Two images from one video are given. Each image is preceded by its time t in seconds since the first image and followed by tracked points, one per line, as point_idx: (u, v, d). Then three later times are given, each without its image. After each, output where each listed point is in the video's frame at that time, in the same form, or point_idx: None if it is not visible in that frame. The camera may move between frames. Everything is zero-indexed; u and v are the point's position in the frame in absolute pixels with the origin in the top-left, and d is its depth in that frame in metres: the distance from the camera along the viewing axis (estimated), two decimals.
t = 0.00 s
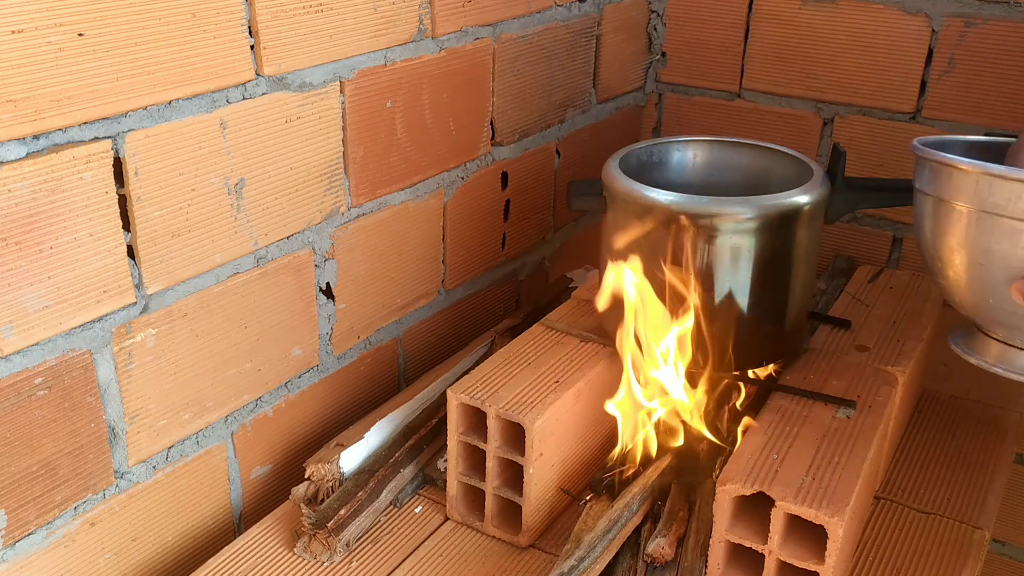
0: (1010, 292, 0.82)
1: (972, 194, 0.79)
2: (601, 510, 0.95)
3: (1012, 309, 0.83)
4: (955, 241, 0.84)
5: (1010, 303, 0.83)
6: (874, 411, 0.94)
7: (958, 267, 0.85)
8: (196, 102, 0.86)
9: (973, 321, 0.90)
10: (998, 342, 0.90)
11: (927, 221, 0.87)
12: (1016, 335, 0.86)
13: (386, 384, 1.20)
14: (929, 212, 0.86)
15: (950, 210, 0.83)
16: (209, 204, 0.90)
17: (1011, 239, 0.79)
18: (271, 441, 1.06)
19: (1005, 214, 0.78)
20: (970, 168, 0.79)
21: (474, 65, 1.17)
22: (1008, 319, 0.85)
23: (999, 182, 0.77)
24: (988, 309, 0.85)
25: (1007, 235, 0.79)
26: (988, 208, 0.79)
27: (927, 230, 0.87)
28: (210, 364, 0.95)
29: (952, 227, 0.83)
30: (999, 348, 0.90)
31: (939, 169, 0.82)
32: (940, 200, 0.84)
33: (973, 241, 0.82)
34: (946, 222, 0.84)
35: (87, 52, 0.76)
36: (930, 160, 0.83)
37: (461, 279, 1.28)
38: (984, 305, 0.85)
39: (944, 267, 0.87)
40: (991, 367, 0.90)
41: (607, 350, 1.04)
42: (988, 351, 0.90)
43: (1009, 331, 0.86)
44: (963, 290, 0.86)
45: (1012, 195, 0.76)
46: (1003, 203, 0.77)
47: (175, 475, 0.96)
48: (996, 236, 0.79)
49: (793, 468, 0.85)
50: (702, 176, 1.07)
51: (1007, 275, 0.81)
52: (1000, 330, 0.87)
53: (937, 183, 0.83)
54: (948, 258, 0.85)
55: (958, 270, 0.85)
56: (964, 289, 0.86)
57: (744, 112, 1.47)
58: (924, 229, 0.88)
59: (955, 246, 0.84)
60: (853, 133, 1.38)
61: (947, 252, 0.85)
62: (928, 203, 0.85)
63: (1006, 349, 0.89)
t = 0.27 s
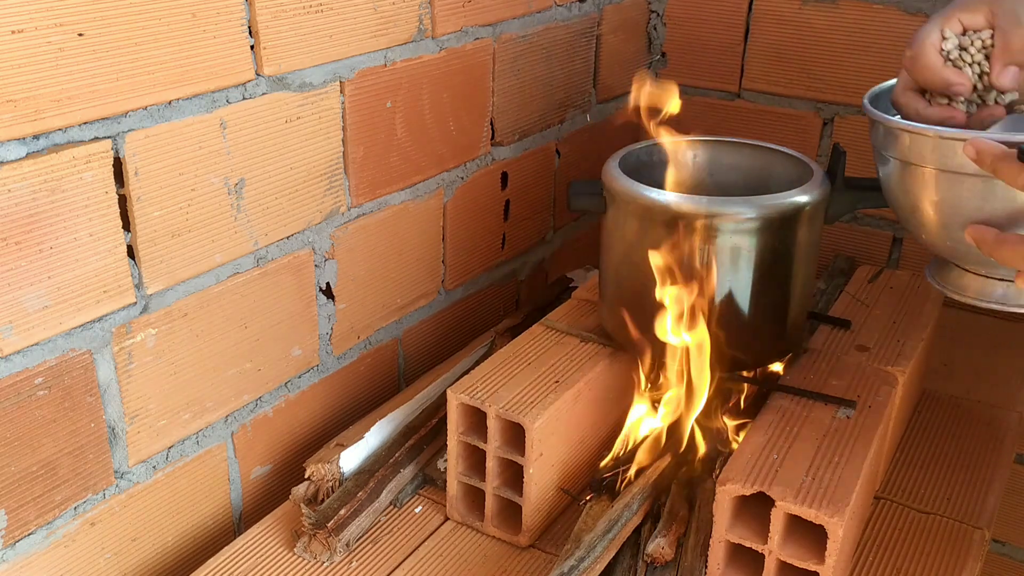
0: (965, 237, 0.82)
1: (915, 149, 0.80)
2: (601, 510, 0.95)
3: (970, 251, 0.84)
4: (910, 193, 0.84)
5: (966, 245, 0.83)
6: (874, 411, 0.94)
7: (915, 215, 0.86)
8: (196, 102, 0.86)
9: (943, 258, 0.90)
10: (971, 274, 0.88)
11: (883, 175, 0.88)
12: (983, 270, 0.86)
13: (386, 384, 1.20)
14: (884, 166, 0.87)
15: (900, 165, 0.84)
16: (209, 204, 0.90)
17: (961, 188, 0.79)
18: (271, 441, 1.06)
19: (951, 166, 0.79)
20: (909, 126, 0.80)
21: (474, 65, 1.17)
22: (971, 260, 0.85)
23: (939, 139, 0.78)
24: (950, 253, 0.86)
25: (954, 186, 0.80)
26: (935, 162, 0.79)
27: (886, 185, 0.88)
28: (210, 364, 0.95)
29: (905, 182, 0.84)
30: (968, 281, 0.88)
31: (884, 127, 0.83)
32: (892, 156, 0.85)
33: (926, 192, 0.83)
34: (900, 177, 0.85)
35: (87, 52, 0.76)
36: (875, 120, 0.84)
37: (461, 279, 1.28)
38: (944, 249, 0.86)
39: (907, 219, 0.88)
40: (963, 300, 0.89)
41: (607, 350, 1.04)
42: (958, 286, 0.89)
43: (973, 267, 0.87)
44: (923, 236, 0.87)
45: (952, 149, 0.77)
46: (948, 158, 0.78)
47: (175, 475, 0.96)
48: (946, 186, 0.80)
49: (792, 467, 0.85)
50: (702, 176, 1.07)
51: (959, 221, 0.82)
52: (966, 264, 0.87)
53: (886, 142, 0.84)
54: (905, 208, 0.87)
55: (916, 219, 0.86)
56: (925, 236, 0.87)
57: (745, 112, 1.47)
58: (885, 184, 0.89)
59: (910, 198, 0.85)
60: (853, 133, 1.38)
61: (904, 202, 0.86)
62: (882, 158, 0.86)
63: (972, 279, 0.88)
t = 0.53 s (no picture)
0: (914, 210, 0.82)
1: (859, 125, 0.80)
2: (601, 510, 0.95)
3: (918, 224, 0.83)
4: (856, 171, 0.84)
5: (914, 218, 0.83)
6: (874, 411, 0.94)
7: (862, 191, 0.85)
8: (196, 102, 0.86)
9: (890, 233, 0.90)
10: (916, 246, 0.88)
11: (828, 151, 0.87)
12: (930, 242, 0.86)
13: (386, 384, 1.20)
14: (829, 143, 0.86)
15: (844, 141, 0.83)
16: (209, 204, 0.90)
17: (906, 163, 0.79)
18: (271, 441, 1.06)
19: (894, 141, 0.78)
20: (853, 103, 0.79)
21: (474, 65, 1.17)
22: (919, 232, 0.85)
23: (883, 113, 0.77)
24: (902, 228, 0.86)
25: (899, 160, 0.79)
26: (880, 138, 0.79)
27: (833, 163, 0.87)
28: (209, 364, 0.95)
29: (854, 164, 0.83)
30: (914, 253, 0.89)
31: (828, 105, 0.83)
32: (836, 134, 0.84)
33: (872, 168, 0.82)
34: (845, 154, 0.84)
35: (87, 52, 0.76)
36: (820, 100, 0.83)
37: (461, 279, 1.28)
38: (892, 222, 0.86)
39: (856, 197, 0.87)
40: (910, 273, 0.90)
41: (607, 350, 1.04)
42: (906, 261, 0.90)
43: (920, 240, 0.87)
44: (870, 210, 0.87)
45: (895, 123, 0.77)
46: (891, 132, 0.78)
47: (174, 475, 0.96)
48: (892, 163, 0.80)
49: (792, 467, 0.85)
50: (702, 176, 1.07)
51: (906, 194, 0.81)
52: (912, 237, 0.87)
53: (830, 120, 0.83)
54: (852, 184, 0.86)
55: (865, 197, 0.86)
56: (874, 212, 0.86)
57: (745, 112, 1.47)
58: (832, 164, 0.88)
59: (856, 175, 0.84)
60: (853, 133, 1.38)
61: (849, 178, 0.86)
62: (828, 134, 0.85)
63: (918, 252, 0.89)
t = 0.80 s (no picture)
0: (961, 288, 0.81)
1: (900, 197, 0.79)
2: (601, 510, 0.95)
3: (963, 301, 0.83)
4: (896, 246, 0.83)
5: (959, 296, 0.82)
6: (874, 411, 0.94)
7: (903, 270, 0.85)
8: (196, 102, 0.86)
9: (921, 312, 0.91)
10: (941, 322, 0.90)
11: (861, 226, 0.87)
12: (968, 323, 0.86)
13: (385, 384, 1.20)
14: (863, 220, 0.86)
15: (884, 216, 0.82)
16: (209, 203, 0.90)
17: (952, 239, 0.78)
18: (271, 441, 1.06)
19: (941, 216, 0.77)
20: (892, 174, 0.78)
21: (474, 65, 1.17)
22: (962, 311, 0.84)
23: (928, 187, 0.76)
24: (928, 301, 0.86)
25: (944, 235, 0.78)
26: (924, 213, 0.78)
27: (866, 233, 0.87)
28: (209, 364, 0.95)
29: (876, 231, 0.84)
30: (948, 336, 0.90)
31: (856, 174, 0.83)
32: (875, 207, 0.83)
33: (914, 242, 0.81)
34: (886, 228, 0.83)
35: (87, 52, 0.76)
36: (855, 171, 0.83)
37: (461, 279, 1.28)
38: (935, 302, 0.85)
39: (890, 271, 0.87)
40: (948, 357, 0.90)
41: (607, 350, 1.04)
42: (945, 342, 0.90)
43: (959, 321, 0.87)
44: (907, 287, 0.86)
45: (943, 198, 0.76)
46: (939, 208, 0.77)
47: (175, 475, 0.96)
48: (935, 238, 0.79)
49: (792, 468, 0.85)
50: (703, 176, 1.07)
51: (954, 273, 0.80)
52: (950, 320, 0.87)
53: (865, 192, 0.83)
54: (887, 258, 0.85)
55: (904, 272, 0.85)
56: (912, 289, 0.86)
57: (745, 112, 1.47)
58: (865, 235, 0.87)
59: (896, 251, 0.84)
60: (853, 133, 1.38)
61: (888, 254, 0.85)
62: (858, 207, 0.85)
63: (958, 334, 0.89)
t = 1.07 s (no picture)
0: (1005, 356, 0.79)
1: (941, 261, 0.76)
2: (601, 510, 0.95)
3: (1003, 368, 0.80)
4: (933, 312, 0.80)
5: (1001, 363, 0.80)
6: (874, 411, 0.94)
7: (940, 337, 0.82)
8: (196, 102, 0.86)
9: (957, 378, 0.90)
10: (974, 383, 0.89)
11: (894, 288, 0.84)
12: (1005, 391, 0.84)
13: (386, 384, 1.20)
14: (893, 280, 0.83)
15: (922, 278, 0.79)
16: (209, 203, 0.90)
17: (995, 305, 0.75)
18: (271, 441, 1.06)
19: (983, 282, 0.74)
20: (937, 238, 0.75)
21: (474, 65, 1.17)
22: (1000, 379, 0.82)
23: (972, 252, 0.73)
24: (958, 363, 0.83)
25: (986, 300, 0.75)
26: (967, 279, 0.75)
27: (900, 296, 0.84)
28: (210, 364, 0.95)
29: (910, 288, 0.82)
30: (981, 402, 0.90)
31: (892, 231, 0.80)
32: (909, 270, 0.80)
33: (954, 307, 0.78)
34: (923, 291, 0.80)
35: (87, 52, 0.76)
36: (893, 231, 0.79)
37: (461, 279, 1.28)
38: (972, 369, 0.83)
39: (927, 340, 0.84)
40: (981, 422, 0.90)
41: (607, 350, 1.04)
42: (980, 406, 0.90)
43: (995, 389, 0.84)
44: (944, 354, 0.83)
45: (986, 264, 0.73)
46: (981, 274, 0.74)
47: (175, 475, 0.96)
48: (978, 302, 0.76)
49: (793, 468, 0.85)
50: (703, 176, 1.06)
51: (997, 340, 0.78)
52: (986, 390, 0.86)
53: (902, 251, 0.80)
54: (924, 325, 0.82)
55: (944, 337, 0.81)
56: (948, 355, 0.83)
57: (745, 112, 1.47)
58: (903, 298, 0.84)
59: (931, 316, 0.81)
60: (853, 133, 1.38)
61: (925, 320, 0.82)
62: (889, 266, 0.83)
63: (991, 402, 0.89)
